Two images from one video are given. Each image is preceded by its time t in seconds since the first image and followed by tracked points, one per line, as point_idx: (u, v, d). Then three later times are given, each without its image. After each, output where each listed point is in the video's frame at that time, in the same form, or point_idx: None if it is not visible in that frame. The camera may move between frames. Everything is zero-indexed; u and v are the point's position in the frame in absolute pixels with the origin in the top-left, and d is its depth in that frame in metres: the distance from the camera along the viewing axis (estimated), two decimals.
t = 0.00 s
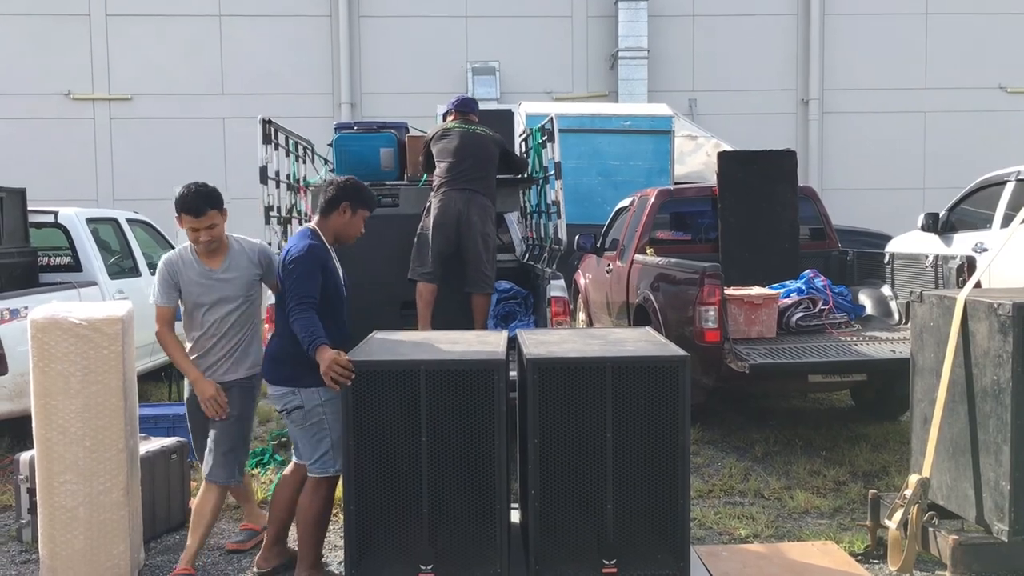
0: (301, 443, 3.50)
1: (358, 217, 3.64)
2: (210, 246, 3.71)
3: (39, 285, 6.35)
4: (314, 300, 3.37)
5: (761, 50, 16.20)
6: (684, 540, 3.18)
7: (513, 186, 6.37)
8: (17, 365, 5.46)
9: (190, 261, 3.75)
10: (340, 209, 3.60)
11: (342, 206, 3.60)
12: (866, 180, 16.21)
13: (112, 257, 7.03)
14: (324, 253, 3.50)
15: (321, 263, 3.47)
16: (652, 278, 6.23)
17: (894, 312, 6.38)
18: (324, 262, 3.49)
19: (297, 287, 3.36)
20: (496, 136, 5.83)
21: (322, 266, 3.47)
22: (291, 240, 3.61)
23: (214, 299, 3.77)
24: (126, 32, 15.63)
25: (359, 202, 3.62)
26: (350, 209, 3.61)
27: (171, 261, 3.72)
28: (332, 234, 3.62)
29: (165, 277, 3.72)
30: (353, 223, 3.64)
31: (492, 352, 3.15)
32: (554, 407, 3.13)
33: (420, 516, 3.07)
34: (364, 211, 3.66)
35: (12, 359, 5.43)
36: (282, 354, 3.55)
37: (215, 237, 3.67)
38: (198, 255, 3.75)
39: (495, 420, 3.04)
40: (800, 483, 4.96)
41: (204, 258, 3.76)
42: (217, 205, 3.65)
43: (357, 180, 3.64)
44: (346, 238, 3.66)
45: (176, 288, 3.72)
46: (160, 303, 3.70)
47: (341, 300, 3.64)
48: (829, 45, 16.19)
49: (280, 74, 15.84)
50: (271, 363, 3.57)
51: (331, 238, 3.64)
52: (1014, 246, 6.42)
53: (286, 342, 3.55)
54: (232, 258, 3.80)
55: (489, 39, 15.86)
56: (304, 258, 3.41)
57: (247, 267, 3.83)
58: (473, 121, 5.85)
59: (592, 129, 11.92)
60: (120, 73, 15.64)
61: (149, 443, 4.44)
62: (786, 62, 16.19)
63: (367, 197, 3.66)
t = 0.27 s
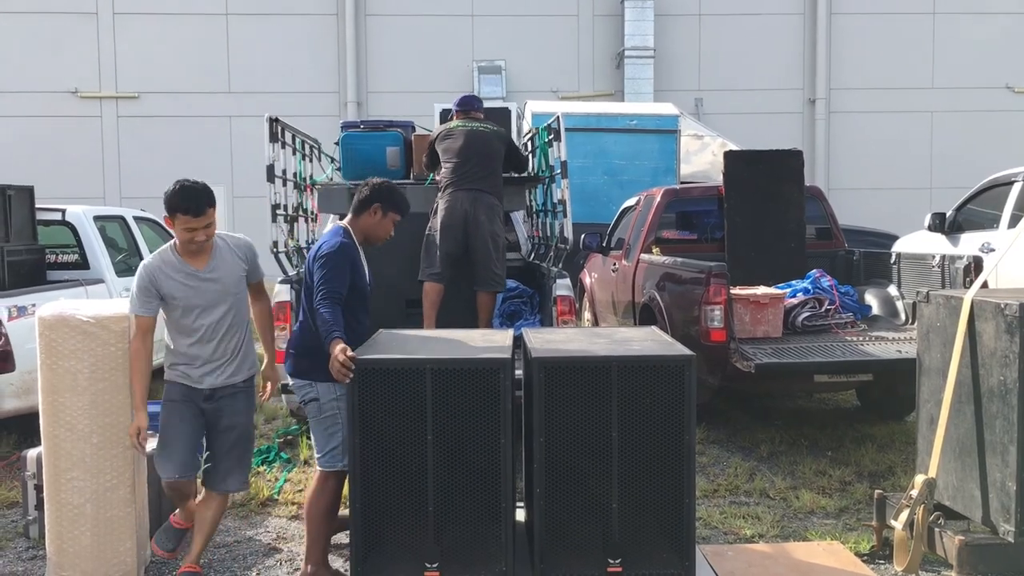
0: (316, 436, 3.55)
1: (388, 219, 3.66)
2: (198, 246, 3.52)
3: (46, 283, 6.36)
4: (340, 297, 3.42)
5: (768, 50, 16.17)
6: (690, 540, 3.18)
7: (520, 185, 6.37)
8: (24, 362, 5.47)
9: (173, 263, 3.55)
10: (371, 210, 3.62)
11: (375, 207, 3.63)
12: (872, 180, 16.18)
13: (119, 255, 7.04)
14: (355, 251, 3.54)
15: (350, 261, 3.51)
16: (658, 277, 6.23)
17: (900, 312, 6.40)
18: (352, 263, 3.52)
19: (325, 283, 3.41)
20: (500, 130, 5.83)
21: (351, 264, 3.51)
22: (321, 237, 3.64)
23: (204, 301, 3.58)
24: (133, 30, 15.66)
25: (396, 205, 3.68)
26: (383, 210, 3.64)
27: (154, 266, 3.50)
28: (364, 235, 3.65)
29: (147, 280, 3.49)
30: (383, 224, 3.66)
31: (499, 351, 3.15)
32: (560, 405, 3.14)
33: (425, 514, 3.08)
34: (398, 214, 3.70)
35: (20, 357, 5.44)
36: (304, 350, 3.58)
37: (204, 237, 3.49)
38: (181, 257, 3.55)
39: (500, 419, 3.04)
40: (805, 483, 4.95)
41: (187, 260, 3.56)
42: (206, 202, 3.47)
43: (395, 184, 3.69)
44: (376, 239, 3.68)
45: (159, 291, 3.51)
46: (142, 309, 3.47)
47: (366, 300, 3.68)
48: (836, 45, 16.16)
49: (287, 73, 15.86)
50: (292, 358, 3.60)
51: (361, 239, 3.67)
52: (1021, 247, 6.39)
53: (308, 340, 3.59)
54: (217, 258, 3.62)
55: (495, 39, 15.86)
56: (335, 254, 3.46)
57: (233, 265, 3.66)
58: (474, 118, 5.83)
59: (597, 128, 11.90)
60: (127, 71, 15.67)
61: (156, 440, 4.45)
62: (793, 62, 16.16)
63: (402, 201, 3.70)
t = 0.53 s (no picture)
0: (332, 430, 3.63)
1: (412, 229, 3.76)
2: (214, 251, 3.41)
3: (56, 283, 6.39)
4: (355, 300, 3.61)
5: (777, 50, 16.14)
6: (698, 541, 3.18)
7: (527, 186, 6.37)
8: (34, 362, 5.50)
9: (182, 268, 3.39)
10: (396, 219, 3.75)
11: (399, 216, 3.76)
12: (881, 181, 16.14)
13: (128, 255, 7.07)
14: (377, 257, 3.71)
15: (370, 265, 3.68)
16: (666, 278, 6.23)
17: (909, 314, 6.34)
18: (374, 268, 3.70)
19: (342, 286, 3.61)
20: (509, 127, 5.79)
21: (373, 269, 3.68)
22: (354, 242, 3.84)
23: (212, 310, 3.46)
24: (143, 31, 15.73)
25: (425, 215, 3.77)
26: (406, 220, 3.76)
27: (165, 270, 3.34)
28: (389, 243, 3.78)
29: (156, 283, 3.32)
30: (407, 234, 3.77)
31: (507, 352, 3.16)
32: (567, 407, 3.14)
33: (433, 515, 3.09)
34: (424, 225, 3.79)
35: (30, 356, 5.46)
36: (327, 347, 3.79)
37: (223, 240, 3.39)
38: (193, 263, 3.41)
39: (508, 420, 3.05)
40: (813, 485, 4.95)
41: (197, 264, 3.43)
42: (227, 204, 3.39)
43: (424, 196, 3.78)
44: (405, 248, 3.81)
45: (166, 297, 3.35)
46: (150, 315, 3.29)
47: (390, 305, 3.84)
48: (845, 46, 16.12)
49: (296, 73, 15.89)
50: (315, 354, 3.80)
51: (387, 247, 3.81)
52: None
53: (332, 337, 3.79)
54: (227, 265, 3.52)
55: (503, 40, 15.87)
56: (353, 258, 3.65)
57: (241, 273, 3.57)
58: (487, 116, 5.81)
59: (605, 129, 11.90)
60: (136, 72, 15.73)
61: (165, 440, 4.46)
62: (801, 63, 16.14)
63: (431, 212, 3.78)
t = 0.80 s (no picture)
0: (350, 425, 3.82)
1: (422, 221, 3.91)
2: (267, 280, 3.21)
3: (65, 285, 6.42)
4: (353, 289, 3.93)
5: (785, 53, 16.12)
6: (706, 544, 3.17)
7: (535, 189, 6.38)
8: (44, 364, 5.52)
9: (235, 291, 3.16)
10: (407, 213, 3.93)
11: (410, 209, 3.92)
12: (890, 184, 16.10)
13: (137, 257, 7.09)
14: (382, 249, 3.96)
15: (373, 256, 3.97)
16: (674, 281, 6.23)
17: (918, 317, 6.35)
18: (376, 258, 3.98)
19: (342, 274, 3.94)
20: (524, 133, 5.82)
21: (371, 258, 3.96)
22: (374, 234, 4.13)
23: (250, 341, 3.26)
24: (152, 34, 15.79)
25: (433, 209, 3.89)
26: (417, 213, 3.90)
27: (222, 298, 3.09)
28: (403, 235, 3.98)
29: (220, 313, 3.07)
30: (418, 226, 3.93)
31: (514, 356, 3.16)
32: (574, 410, 3.14)
33: (440, 518, 3.09)
34: (435, 218, 3.90)
35: (40, 358, 5.49)
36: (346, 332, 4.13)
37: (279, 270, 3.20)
38: (244, 289, 3.18)
39: (516, 424, 3.05)
40: (822, 489, 4.94)
41: (247, 290, 3.21)
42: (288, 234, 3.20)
43: (437, 190, 3.87)
44: (419, 241, 3.98)
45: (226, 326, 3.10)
46: (216, 348, 3.04)
47: (406, 293, 4.08)
48: (853, 49, 16.09)
49: (304, 76, 15.93)
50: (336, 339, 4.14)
51: (404, 239, 4.01)
52: None
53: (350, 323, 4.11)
54: (266, 292, 3.32)
55: (511, 43, 15.88)
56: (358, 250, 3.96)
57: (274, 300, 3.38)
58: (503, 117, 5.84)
59: (613, 132, 11.90)
60: (146, 75, 15.79)
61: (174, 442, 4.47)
62: (810, 65, 16.11)
63: (440, 207, 3.88)
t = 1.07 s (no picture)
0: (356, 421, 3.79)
1: (421, 221, 3.90)
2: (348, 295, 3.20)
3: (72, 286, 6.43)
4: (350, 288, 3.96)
5: (792, 54, 16.09)
6: (712, 547, 3.16)
7: (541, 191, 6.37)
8: (50, 365, 5.53)
9: (322, 307, 3.14)
10: (406, 214, 3.93)
11: (409, 209, 3.91)
12: (897, 186, 16.07)
13: (144, 259, 7.11)
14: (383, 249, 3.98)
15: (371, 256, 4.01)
16: (680, 283, 6.22)
17: (925, 319, 6.34)
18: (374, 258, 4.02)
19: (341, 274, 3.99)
20: (533, 138, 5.82)
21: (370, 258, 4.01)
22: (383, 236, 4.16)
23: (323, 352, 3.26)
24: (159, 37, 15.83)
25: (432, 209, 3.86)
26: (416, 213, 3.89)
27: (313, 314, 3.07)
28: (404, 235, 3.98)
29: (314, 332, 3.06)
30: (417, 226, 3.92)
31: (520, 357, 3.15)
32: (580, 412, 3.14)
33: (447, 520, 3.09)
34: (433, 218, 3.88)
35: (46, 359, 5.50)
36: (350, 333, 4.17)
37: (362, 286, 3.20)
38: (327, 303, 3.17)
39: (522, 425, 3.05)
40: (829, 491, 4.92)
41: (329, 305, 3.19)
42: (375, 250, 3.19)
43: (435, 190, 3.85)
44: (420, 241, 3.97)
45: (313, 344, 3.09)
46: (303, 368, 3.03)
47: (406, 293, 4.09)
48: (860, 50, 16.05)
49: (311, 78, 15.96)
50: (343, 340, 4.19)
51: (406, 240, 4.02)
52: None
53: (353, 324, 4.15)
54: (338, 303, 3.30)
55: (517, 45, 15.89)
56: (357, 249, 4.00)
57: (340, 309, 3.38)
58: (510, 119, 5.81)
59: (619, 134, 11.90)
60: (153, 77, 15.84)
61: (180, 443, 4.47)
62: (816, 67, 16.09)
63: (437, 207, 3.85)
